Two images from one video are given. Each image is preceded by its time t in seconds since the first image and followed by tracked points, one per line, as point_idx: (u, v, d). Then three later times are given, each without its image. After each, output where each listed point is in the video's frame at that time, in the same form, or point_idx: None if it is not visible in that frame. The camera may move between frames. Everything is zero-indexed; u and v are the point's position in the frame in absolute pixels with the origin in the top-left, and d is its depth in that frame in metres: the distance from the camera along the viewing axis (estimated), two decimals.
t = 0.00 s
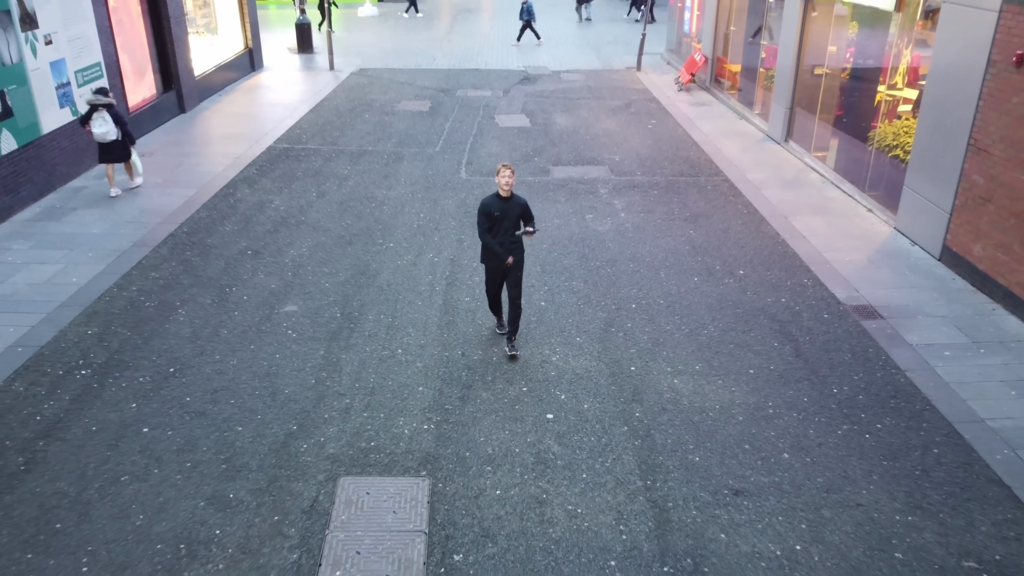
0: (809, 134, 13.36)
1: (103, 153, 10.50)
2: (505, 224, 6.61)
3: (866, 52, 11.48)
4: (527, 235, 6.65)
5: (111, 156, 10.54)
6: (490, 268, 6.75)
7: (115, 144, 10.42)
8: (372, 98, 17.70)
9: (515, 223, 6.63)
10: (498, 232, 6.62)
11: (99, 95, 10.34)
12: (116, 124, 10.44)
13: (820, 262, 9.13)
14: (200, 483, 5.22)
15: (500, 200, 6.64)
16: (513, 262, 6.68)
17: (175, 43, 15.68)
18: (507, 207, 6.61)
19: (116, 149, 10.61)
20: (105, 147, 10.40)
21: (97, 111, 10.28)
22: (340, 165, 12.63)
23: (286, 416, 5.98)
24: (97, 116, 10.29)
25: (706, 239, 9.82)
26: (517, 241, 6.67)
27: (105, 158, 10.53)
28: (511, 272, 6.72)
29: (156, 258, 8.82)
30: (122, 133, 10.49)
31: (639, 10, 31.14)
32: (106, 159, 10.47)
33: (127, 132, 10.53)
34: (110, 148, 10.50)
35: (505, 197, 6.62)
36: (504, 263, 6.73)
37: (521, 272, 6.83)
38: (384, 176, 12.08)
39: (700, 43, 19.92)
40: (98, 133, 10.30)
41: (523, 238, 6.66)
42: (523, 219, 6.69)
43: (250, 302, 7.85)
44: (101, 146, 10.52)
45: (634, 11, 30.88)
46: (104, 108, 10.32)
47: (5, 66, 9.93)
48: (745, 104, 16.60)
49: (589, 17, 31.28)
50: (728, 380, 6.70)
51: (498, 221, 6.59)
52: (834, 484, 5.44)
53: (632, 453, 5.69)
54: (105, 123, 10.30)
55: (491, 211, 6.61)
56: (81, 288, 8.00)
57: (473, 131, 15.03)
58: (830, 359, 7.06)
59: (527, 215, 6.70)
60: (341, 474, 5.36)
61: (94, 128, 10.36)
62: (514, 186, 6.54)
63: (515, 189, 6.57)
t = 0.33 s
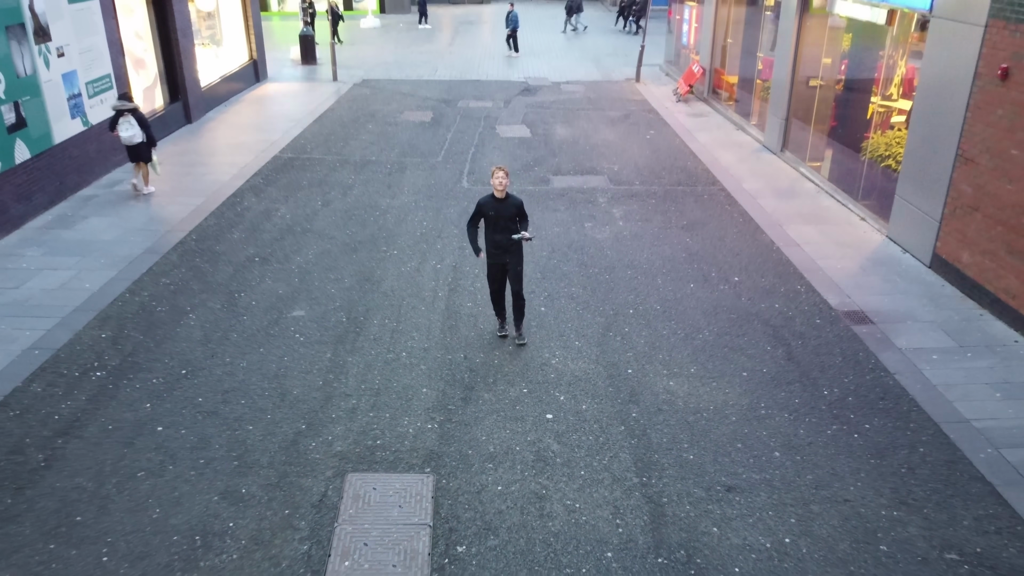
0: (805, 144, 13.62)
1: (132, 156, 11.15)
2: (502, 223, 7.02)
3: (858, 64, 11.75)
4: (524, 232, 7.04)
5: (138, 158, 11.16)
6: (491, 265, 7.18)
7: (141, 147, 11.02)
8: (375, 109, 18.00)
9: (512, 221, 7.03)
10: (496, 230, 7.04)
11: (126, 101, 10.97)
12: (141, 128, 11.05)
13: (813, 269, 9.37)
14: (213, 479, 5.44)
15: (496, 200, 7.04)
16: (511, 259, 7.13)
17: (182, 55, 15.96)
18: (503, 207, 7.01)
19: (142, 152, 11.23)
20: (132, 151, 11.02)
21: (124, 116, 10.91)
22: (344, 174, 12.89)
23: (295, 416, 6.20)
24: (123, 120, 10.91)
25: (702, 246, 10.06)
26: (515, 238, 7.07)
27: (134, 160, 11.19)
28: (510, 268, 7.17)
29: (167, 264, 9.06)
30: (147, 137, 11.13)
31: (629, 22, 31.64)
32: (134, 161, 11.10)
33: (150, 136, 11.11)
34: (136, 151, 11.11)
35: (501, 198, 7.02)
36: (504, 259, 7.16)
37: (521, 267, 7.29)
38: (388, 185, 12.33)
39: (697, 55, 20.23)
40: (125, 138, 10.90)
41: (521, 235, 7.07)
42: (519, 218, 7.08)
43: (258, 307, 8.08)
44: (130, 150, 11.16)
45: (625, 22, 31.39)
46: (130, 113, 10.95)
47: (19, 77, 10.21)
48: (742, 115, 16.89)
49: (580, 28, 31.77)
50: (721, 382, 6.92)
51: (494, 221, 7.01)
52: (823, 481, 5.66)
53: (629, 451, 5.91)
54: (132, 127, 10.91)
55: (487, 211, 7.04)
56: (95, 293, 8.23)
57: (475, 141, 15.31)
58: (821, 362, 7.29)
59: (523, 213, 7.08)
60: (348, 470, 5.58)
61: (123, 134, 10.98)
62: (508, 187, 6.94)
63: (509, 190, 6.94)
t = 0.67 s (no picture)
0: (800, 156, 13.92)
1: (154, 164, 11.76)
2: (504, 225, 7.42)
3: (852, 79, 12.05)
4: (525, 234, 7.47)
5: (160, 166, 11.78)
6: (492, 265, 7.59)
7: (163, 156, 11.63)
8: (379, 122, 18.32)
9: (513, 224, 7.45)
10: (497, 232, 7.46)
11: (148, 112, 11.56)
12: (163, 137, 11.64)
13: (807, 278, 9.63)
14: (229, 478, 5.68)
15: (499, 204, 7.45)
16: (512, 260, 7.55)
17: (191, 69, 16.27)
18: (505, 210, 7.41)
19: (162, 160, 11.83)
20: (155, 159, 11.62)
21: (146, 127, 11.48)
22: (350, 186, 13.16)
23: (306, 418, 6.45)
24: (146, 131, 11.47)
25: (700, 256, 10.31)
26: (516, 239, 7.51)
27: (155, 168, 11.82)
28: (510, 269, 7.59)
29: (179, 274, 9.33)
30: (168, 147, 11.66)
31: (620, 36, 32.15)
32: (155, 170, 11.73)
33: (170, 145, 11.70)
34: (159, 159, 11.71)
35: (503, 202, 7.44)
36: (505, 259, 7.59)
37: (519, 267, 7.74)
38: (392, 197, 12.61)
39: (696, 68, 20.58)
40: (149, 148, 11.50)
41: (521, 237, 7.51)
42: (520, 221, 7.49)
43: (268, 315, 8.34)
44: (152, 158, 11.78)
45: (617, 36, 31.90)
46: (153, 123, 11.48)
47: (35, 92, 10.51)
48: (739, 127, 17.20)
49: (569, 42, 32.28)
50: (717, 386, 7.16)
51: (498, 223, 7.38)
52: (814, 480, 5.89)
53: (628, 452, 6.15)
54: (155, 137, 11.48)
55: (489, 214, 7.44)
56: (110, 301, 8.50)
57: (477, 153, 15.60)
58: (814, 368, 7.53)
59: (523, 217, 7.49)
60: (358, 470, 5.82)
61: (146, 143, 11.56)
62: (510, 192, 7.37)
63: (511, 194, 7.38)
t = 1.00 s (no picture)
0: (796, 171, 14.22)
1: (172, 171, 12.38)
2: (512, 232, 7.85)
3: (845, 95, 12.37)
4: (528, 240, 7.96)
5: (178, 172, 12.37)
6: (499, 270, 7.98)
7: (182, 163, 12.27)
8: (383, 137, 18.67)
9: (519, 230, 7.91)
10: (505, 239, 7.86)
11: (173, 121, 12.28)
12: (185, 146, 12.32)
13: (802, 289, 9.90)
14: (244, 477, 5.94)
15: (504, 212, 7.86)
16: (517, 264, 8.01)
17: (199, 86, 16.61)
18: (511, 218, 7.84)
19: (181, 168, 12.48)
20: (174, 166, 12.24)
21: (170, 135, 12.18)
22: (355, 200, 13.47)
23: (317, 422, 6.71)
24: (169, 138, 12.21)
25: (697, 268, 10.60)
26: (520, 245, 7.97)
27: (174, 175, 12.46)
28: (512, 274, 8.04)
29: (190, 284, 9.61)
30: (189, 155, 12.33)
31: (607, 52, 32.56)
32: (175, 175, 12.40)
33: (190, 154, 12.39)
34: (178, 166, 12.37)
35: (509, 210, 7.86)
36: (508, 264, 8.01)
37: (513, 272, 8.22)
38: (397, 210, 12.91)
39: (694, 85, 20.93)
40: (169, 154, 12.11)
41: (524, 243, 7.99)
42: (522, 228, 7.96)
43: (278, 323, 8.61)
44: (171, 165, 12.42)
45: (605, 51, 32.12)
46: (176, 133, 12.16)
47: (52, 108, 10.83)
48: (737, 142, 17.52)
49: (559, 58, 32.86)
50: (712, 393, 7.42)
51: (507, 230, 7.80)
52: (805, 481, 6.13)
53: (626, 454, 6.40)
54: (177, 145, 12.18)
55: (497, 221, 7.83)
56: (125, 310, 8.78)
57: (479, 168, 15.93)
58: (806, 375, 7.79)
59: (525, 225, 7.97)
60: (367, 470, 6.07)
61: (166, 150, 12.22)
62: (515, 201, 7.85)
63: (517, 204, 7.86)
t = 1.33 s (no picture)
0: (789, 185, 14.60)
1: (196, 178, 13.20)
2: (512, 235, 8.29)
3: (835, 112, 12.74)
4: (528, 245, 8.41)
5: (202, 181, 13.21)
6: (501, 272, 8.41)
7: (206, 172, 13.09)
8: (385, 152, 19.06)
9: (519, 234, 8.35)
10: (505, 242, 8.31)
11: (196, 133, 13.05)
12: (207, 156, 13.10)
13: (793, 299, 10.22)
14: (258, 476, 6.23)
15: (505, 217, 8.33)
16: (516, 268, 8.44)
17: (206, 102, 16.99)
18: (511, 222, 8.29)
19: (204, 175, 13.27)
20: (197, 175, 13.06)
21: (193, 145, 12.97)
22: (359, 214, 13.82)
23: (326, 424, 7.01)
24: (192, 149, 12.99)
25: (692, 278, 10.93)
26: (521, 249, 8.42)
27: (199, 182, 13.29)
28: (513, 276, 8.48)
29: (202, 295, 9.94)
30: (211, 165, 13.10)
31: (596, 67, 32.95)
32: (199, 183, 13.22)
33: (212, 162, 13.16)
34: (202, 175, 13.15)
35: (510, 215, 8.33)
36: (509, 266, 8.46)
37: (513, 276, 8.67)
38: (400, 224, 13.26)
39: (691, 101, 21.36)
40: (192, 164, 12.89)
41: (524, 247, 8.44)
42: (522, 233, 8.41)
43: (287, 332, 8.93)
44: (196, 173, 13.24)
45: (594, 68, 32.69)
46: (199, 144, 12.95)
47: (67, 125, 11.19)
48: (732, 157, 17.91)
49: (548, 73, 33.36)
50: (706, 397, 7.72)
51: (506, 232, 8.25)
52: (793, 480, 6.43)
53: (622, 455, 6.70)
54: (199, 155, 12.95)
55: (497, 225, 8.27)
56: (139, 320, 9.09)
57: (481, 182, 16.30)
58: (796, 380, 8.09)
59: (525, 231, 8.42)
60: (375, 470, 6.37)
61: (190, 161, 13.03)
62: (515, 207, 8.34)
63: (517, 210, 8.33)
